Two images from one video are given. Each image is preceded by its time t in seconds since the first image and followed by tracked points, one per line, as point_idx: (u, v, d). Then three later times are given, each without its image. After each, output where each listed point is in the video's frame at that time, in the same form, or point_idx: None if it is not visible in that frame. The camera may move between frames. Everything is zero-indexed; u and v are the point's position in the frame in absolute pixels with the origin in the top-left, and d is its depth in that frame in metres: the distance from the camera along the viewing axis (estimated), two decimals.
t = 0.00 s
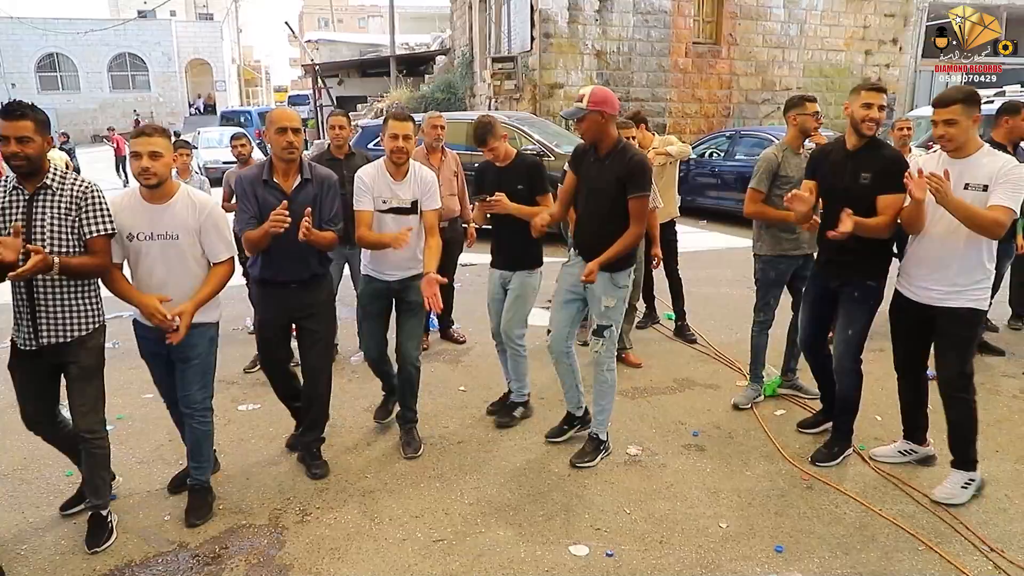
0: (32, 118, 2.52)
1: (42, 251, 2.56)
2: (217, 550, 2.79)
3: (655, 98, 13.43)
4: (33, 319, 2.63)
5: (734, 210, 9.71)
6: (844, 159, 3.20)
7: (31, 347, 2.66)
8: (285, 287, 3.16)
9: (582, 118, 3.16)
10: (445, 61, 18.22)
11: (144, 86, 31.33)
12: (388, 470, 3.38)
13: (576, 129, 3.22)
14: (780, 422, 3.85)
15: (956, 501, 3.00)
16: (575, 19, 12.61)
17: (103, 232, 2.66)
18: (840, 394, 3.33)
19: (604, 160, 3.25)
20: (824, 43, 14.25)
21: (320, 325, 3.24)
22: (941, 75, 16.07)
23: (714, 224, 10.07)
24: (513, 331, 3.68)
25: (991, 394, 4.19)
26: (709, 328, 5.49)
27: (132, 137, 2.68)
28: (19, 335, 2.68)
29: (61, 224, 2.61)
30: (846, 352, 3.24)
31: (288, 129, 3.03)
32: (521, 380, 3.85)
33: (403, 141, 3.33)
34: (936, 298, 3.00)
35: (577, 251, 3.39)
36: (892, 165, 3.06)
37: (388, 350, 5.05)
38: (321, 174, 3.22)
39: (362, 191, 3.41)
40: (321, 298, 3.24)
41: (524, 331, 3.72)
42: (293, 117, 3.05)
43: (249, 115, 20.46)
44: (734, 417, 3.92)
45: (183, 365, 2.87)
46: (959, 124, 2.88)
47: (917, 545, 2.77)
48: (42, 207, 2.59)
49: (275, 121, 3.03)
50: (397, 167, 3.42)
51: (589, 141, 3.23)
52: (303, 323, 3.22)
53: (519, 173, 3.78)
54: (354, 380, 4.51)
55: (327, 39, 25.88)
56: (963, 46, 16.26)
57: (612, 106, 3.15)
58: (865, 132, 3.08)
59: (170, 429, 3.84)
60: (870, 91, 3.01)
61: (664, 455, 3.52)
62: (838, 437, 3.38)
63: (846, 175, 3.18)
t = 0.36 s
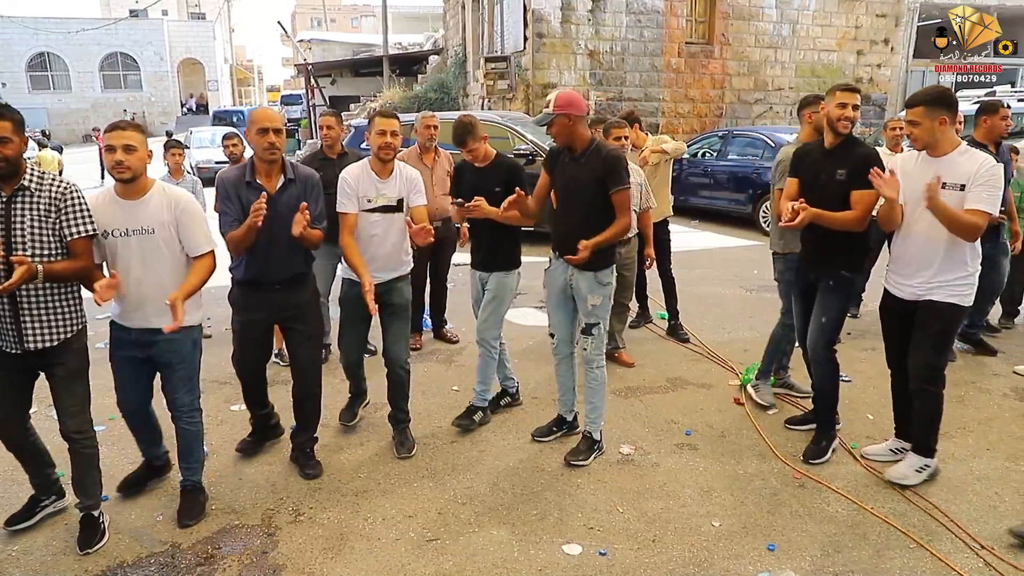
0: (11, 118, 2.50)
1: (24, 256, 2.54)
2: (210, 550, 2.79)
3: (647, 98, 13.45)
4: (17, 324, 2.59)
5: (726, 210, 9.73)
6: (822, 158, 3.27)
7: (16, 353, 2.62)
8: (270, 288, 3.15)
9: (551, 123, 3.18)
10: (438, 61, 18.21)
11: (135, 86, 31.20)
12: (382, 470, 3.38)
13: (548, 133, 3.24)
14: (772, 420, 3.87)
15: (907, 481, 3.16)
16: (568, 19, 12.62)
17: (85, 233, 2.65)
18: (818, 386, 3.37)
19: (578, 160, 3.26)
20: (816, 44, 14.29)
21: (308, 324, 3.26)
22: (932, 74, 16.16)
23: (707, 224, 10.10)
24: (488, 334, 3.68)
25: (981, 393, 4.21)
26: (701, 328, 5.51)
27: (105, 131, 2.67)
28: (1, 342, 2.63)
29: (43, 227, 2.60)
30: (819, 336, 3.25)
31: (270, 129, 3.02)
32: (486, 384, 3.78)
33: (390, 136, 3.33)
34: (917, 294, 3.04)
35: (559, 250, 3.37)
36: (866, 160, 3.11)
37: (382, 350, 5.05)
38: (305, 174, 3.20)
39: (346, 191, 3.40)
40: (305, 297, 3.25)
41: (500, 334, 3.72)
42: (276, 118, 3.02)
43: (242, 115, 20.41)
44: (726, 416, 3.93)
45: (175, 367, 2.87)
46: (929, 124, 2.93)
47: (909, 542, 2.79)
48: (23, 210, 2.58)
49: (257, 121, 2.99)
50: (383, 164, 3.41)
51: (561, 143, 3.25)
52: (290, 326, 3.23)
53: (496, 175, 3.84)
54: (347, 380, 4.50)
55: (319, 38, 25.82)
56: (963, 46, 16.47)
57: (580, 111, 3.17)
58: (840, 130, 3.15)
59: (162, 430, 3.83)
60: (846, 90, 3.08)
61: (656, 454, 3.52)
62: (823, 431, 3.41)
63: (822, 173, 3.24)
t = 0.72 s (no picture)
0: None
1: None
2: (198, 553, 2.77)
3: (637, 98, 13.48)
4: None
5: (716, 209, 9.77)
6: (801, 155, 3.36)
7: None
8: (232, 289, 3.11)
9: (515, 130, 3.24)
10: (427, 61, 18.18)
11: (122, 86, 30.99)
12: (372, 471, 3.37)
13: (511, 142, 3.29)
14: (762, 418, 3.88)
15: (880, 479, 3.19)
16: (557, 19, 12.62)
17: (34, 230, 2.61)
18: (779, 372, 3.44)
19: (543, 167, 3.33)
20: (803, 44, 14.36)
21: (275, 320, 3.21)
22: (920, 73, 16.29)
23: (697, 223, 10.14)
24: (466, 342, 3.65)
25: (969, 389, 4.25)
26: (692, 326, 5.52)
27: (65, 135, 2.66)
28: None
29: None
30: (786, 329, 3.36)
31: (227, 131, 2.98)
32: (468, 389, 3.75)
33: (344, 127, 3.34)
34: (897, 297, 3.07)
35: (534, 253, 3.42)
36: (842, 160, 3.19)
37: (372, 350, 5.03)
38: (263, 172, 3.16)
39: (307, 181, 3.42)
40: (269, 295, 3.20)
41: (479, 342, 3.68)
42: (231, 120, 2.97)
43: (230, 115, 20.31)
44: (717, 415, 3.95)
45: (140, 365, 2.83)
46: (914, 126, 2.94)
47: (897, 539, 2.80)
48: None
49: (212, 124, 2.94)
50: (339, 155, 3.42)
51: (527, 152, 3.30)
52: (256, 324, 3.20)
53: (468, 182, 3.57)
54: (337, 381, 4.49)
55: (308, 38, 25.72)
56: (963, 45, 17.06)
57: (542, 118, 3.23)
58: (817, 129, 3.24)
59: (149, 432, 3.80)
60: (821, 91, 3.17)
61: (646, 453, 3.53)
62: (777, 418, 3.55)
63: (800, 171, 3.33)
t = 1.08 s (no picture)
0: None
1: None
2: (188, 554, 2.76)
3: (628, 98, 13.50)
4: None
5: (708, 209, 9.79)
6: (777, 158, 3.35)
7: None
8: (209, 292, 3.08)
9: (478, 133, 3.24)
10: (419, 61, 18.15)
11: (112, 86, 30.83)
12: (363, 472, 3.36)
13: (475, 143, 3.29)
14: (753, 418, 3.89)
15: (874, 477, 3.21)
16: (548, 19, 12.63)
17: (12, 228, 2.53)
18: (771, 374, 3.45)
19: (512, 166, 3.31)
20: (794, 44, 14.42)
21: (251, 321, 3.19)
22: (909, 73, 16.40)
23: (689, 222, 10.17)
24: (449, 341, 3.65)
25: (958, 388, 4.27)
26: (684, 326, 5.54)
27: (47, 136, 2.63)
28: None
29: None
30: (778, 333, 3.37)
31: (199, 133, 2.92)
32: (457, 389, 3.74)
33: (323, 129, 3.32)
34: (878, 296, 3.07)
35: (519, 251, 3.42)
36: (819, 165, 3.19)
37: (363, 351, 5.02)
38: (237, 174, 3.13)
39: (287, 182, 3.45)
40: (244, 296, 3.16)
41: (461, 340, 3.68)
42: (204, 121, 2.91)
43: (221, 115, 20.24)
44: (707, 415, 3.96)
45: (110, 367, 2.79)
46: (893, 129, 2.94)
47: (887, 537, 2.82)
48: None
49: (185, 126, 2.89)
50: (320, 156, 3.41)
51: (490, 153, 3.29)
52: (232, 325, 3.16)
53: (444, 180, 3.59)
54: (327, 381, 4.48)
55: (299, 38, 25.64)
56: (962, 46, 17.10)
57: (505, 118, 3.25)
58: (790, 134, 3.24)
59: (139, 433, 3.78)
60: (793, 94, 3.18)
61: (637, 453, 3.54)
62: (767, 418, 3.56)
63: (777, 174, 3.33)
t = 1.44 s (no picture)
0: None
1: None
2: (182, 555, 2.75)
3: (622, 98, 13.51)
4: None
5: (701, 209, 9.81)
6: (760, 159, 3.37)
7: None
8: (190, 298, 3.05)
9: (449, 137, 3.31)
10: (413, 62, 18.14)
11: (105, 86, 30.73)
12: (356, 472, 3.36)
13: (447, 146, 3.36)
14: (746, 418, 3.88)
15: (865, 476, 3.22)
16: (542, 19, 12.64)
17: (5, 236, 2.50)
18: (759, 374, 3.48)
19: (484, 167, 3.41)
20: (787, 44, 14.46)
21: (227, 333, 3.13)
22: (902, 73, 16.45)
23: (683, 222, 10.18)
24: (429, 336, 3.63)
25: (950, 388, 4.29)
26: (677, 326, 5.55)
27: (43, 138, 2.60)
28: None
29: None
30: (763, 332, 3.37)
31: (186, 136, 2.92)
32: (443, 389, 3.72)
33: (321, 139, 3.24)
34: (851, 289, 3.10)
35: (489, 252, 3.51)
36: (803, 163, 3.22)
37: (356, 351, 5.01)
38: (224, 180, 3.10)
39: (278, 196, 3.32)
40: (225, 305, 3.13)
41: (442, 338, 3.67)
42: (192, 124, 2.91)
43: (215, 116, 20.21)
44: (700, 414, 3.96)
45: (103, 375, 2.76)
46: (854, 130, 3.02)
47: (879, 535, 2.83)
48: None
49: (173, 129, 2.89)
50: (315, 166, 3.33)
51: (464, 154, 3.37)
52: (209, 335, 3.11)
53: (419, 177, 3.55)
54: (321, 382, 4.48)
55: (293, 38, 25.59)
56: (963, 46, 17.22)
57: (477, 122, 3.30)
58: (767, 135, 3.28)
59: (132, 433, 3.77)
60: (756, 102, 3.22)
61: (631, 453, 3.54)
62: (759, 417, 3.57)
63: (760, 174, 3.34)
